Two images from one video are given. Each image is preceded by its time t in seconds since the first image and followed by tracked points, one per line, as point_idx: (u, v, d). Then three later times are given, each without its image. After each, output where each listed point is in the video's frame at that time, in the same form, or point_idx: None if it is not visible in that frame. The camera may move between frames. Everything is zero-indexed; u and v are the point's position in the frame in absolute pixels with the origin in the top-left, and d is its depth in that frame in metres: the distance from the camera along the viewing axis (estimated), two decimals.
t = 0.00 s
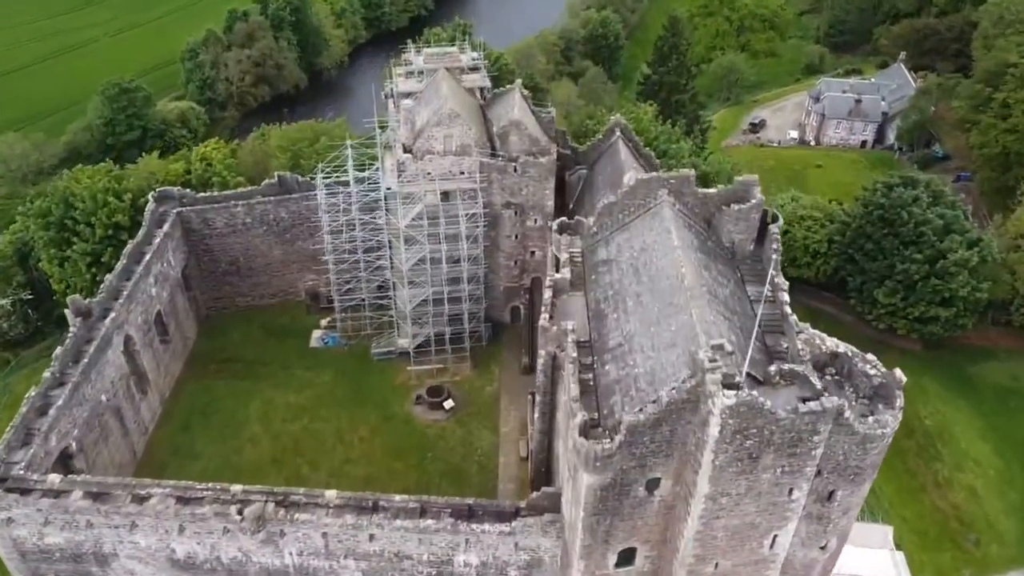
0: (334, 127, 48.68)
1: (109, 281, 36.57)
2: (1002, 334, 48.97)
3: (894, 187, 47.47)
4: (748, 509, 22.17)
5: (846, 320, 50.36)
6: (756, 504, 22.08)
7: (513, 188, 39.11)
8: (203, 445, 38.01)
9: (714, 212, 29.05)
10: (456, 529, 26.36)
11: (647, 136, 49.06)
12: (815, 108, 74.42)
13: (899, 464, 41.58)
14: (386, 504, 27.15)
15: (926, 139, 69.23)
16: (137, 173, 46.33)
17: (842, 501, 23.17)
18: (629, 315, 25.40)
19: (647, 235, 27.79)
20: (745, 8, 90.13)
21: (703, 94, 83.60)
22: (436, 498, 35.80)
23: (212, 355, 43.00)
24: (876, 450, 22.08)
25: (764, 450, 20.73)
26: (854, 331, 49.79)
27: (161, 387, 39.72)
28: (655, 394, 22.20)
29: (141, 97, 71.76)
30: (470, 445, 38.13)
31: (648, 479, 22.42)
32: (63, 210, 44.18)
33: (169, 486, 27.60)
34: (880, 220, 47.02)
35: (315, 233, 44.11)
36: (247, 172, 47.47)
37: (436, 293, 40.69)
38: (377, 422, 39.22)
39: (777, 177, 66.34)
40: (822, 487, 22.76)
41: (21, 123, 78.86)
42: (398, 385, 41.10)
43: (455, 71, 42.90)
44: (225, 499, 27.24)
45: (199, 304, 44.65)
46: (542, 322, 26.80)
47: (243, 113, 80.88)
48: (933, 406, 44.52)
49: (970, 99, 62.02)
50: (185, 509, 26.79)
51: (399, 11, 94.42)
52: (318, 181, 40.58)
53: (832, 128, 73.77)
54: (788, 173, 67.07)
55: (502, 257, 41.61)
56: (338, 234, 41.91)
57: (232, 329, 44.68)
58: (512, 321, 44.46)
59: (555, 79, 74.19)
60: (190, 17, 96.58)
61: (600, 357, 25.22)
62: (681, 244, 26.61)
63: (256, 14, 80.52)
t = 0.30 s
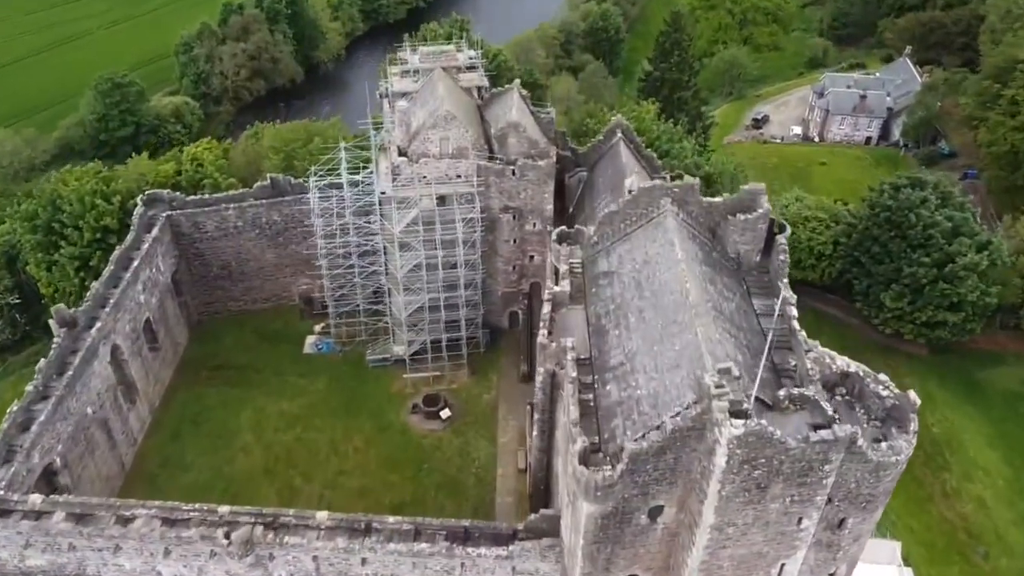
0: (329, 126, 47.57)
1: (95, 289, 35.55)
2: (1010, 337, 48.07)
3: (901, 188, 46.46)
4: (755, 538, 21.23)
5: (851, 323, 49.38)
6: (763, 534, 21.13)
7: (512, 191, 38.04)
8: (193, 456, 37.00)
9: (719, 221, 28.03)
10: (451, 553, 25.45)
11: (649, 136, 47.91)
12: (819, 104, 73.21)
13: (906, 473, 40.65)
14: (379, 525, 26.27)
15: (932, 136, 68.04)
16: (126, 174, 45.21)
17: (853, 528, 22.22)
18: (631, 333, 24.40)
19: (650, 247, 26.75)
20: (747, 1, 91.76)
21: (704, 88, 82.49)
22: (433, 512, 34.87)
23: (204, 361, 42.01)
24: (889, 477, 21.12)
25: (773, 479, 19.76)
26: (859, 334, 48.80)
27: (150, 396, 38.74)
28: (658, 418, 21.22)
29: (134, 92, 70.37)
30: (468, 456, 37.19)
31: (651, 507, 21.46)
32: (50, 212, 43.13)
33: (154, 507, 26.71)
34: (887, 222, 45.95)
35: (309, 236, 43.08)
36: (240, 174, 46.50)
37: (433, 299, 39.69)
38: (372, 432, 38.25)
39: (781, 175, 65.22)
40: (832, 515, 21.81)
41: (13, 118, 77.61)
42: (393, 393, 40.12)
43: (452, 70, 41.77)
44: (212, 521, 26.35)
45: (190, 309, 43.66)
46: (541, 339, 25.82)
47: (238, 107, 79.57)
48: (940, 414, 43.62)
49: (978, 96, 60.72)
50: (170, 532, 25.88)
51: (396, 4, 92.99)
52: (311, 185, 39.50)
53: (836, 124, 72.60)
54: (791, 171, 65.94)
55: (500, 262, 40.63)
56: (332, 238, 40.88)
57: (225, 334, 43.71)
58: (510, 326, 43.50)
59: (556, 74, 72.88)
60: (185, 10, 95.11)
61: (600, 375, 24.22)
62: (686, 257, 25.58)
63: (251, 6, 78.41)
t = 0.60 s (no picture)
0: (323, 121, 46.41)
1: (80, 293, 34.56)
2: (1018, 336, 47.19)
3: (910, 184, 45.27)
4: (762, 563, 20.32)
5: (856, 321, 48.42)
6: (771, 559, 20.21)
7: (510, 190, 36.96)
8: (184, 463, 36.19)
9: (724, 226, 27.02)
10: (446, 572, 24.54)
11: (650, 131, 46.73)
12: (824, 94, 71.84)
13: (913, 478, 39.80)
14: (371, 543, 25.37)
15: (938, 127, 66.80)
16: (115, 171, 44.11)
17: (863, 551, 21.31)
18: (633, 347, 23.41)
19: (653, 254, 25.76)
20: None
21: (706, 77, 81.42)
22: (428, 521, 34.01)
23: (195, 363, 41.08)
24: (902, 500, 20.23)
25: (782, 506, 18.83)
26: (865, 332, 47.87)
27: (139, 399, 37.83)
28: (661, 440, 20.29)
29: (126, 81, 68.77)
30: (464, 461, 36.31)
31: (654, 531, 20.56)
32: (36, 210, 42.08)
33: (140, 522, 25.82)
34: (894, 219, 44.90)
35: (302, 234, 42.04)
36: (231, 170, 45.47)
37: (429, 300, 38.73)
38: (366, 437, 37.37)
39: (784, 168, 64.08)
40: (843, 538, 20.90)
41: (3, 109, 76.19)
42: (388, 396, 39.23)
43: (448, 63, 40.61)
44: (200, 538, 25.46)
45: (181, 308, 42.67)
46: (539, 351, 24.85)
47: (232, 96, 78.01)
48: (947, 416, 42.76)
49: (987, 87, 59.37)
50: (156, 549, 25.03)
51: None
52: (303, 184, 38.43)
53: (841, 114, 71.33)
54: (795, 163, 64.78)
55: (498, 261, 39.63)
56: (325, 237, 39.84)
57: (216, 335, 42.75)
58: (509, 327, 42.55)
59: (556, 63, 71.39)
60: None
61: (600, 390, 23.26)
62: (690, 266, 24.59)
63: None
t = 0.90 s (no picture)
0: (316, 100, 45.10)
1: (65, 283, 33.64)
2: None
3: (919, 167, 44.31)
4: None
5: (861, 305, 47.47)
6: (776, 572, 19.50)
7: (508, 175, 35.87)
8: (175, 455, 35.46)
9: (729, 218, 26.02)
10: None
11: (652, 111, 45.51)
12: (830, 68, 70.24)
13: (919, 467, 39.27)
14: (364, 545, 24.69)
15: (947, 102, 65.04)
16: (102, 153, 42.90)
17: (872, 562, 20.58)
18: (634, 348, 22.53)
19: (655, 249, 24.78)
20: None
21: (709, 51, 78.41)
22: (425, 515, 33.34)
23: (186, 351, 40.25)
24: (914, 513, 19.42)
25: (789, 521, 18.02)
26: (870, 317, 46.98)
27: (129, 390, 37.04)
28: (664, 451, 19.45)
29: (117, 56, 66.65)
30: (461, 453, 35.58)
31: (655, 543, 19.81)
32: (21, 194, 41.01)
33: (126, 525, 25.13)
34: (903, 202, 43.78)
35: (294, 219, 40.91)
36: (221, 151, 44.54)
37: (425, 288, 37.75)
38: (361, 428, 36.61)
39: (789, 145, 62.76)
40: (851, 550, 20.14)
41: None
42: (384, 385, 38.41)
43: (444, 42, 39.24)
44: (188, 542, 24.79)
45: (171, 295, 41.76)
46: (537, 351, 23.91)
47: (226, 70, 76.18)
48: (953, 404, 42.07)
49: (998, 63, 57.69)
50: (144, 554, 24.39)
51: None
52: (294, 169, 37.28)
53: (847, 90, 69.88)
54: (800, 140, 63.40)
55: (496, 248, 38.64)
56: (318, 223, 38.73)
57: (209, 321, 41.89)
58: (507, 314, 41.64)
59: (556, 36, 69.68)
60: None
61: (601, 393, 22.39)
62: (694, 263, 23.61)
63: None
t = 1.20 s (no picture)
0: (308, 78, 43.76)
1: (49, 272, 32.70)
2: None
3: (928, 147, 43.19)
4: None
5: (868, 288, 46.56)
6: None
7: (505, 159, 34.79)
8: (167, 447, 34.86)
9: (736, 211, 25.02)
10: None
11: (654, 89, 44.32)
12: (837, 40, 68.29)
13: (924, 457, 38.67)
14: (357, 549, 24.06)
15: (956, 76, 63.33)
16: (87, 133, 41.61)
17: (880, 573, 19.89)
18: (636, 350, 21.65)
19: (658, 244, 23.79)
20: None
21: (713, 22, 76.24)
22: (421, 508, 32.74)
23: (178, 339, 39.44)
24: (926, 526, 18.67)
25: (796, 538, 17.27)
26: (876, 301, 46.13)
27: (119, 379, 36.26)
28: (667, 462, 18.67)
29: (106, 27, 64.22)
30: (458, 444, 34.93)
31: (656, 555, 19.11)
32: (5, 176, 39.61)
33: (113, 528, 24.48)
34: (911, 184, 42.64)
35: (286, 202, 39.82)
36: (212, 131, 43.35)
37: (421, 274, 36.78)
38: (356, 419, 35.93)
39: (793, 121, 61.40)
40: (859, 562, 19.42)
41: None
42: (379, 374, 37.64)
43: (440, 18, 37.84)
44: (176, 545, 24.13)
45: (162, 280, 40.82)
46: (535, 351, 22.89)
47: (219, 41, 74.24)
48: (959, 390, 41.39)
49: (1011, 36, 56.10)
50: (132, 558, 23.75)
51: None
52: (284, 153, 36.13)
53: (854, 62, 67.90)
54: (805, 116, 61.99)
55: (493, 232, 37.62)
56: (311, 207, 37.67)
57: (200, 306, 41.03)
58: (505, 299, 40.74)
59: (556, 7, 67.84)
60: None
61: (601, 397, 21.55)
62: (698, 259, 22.63)
63: None
